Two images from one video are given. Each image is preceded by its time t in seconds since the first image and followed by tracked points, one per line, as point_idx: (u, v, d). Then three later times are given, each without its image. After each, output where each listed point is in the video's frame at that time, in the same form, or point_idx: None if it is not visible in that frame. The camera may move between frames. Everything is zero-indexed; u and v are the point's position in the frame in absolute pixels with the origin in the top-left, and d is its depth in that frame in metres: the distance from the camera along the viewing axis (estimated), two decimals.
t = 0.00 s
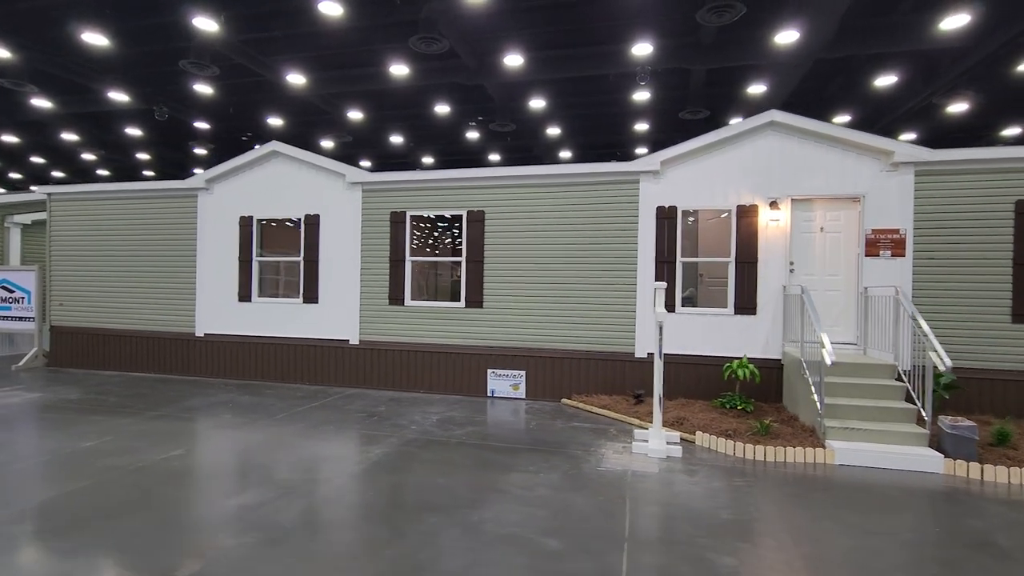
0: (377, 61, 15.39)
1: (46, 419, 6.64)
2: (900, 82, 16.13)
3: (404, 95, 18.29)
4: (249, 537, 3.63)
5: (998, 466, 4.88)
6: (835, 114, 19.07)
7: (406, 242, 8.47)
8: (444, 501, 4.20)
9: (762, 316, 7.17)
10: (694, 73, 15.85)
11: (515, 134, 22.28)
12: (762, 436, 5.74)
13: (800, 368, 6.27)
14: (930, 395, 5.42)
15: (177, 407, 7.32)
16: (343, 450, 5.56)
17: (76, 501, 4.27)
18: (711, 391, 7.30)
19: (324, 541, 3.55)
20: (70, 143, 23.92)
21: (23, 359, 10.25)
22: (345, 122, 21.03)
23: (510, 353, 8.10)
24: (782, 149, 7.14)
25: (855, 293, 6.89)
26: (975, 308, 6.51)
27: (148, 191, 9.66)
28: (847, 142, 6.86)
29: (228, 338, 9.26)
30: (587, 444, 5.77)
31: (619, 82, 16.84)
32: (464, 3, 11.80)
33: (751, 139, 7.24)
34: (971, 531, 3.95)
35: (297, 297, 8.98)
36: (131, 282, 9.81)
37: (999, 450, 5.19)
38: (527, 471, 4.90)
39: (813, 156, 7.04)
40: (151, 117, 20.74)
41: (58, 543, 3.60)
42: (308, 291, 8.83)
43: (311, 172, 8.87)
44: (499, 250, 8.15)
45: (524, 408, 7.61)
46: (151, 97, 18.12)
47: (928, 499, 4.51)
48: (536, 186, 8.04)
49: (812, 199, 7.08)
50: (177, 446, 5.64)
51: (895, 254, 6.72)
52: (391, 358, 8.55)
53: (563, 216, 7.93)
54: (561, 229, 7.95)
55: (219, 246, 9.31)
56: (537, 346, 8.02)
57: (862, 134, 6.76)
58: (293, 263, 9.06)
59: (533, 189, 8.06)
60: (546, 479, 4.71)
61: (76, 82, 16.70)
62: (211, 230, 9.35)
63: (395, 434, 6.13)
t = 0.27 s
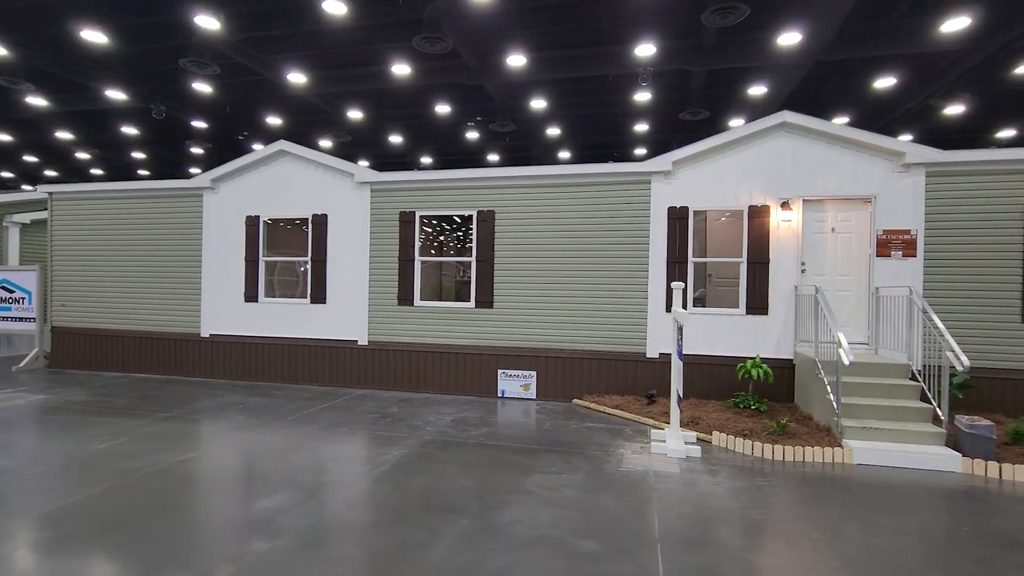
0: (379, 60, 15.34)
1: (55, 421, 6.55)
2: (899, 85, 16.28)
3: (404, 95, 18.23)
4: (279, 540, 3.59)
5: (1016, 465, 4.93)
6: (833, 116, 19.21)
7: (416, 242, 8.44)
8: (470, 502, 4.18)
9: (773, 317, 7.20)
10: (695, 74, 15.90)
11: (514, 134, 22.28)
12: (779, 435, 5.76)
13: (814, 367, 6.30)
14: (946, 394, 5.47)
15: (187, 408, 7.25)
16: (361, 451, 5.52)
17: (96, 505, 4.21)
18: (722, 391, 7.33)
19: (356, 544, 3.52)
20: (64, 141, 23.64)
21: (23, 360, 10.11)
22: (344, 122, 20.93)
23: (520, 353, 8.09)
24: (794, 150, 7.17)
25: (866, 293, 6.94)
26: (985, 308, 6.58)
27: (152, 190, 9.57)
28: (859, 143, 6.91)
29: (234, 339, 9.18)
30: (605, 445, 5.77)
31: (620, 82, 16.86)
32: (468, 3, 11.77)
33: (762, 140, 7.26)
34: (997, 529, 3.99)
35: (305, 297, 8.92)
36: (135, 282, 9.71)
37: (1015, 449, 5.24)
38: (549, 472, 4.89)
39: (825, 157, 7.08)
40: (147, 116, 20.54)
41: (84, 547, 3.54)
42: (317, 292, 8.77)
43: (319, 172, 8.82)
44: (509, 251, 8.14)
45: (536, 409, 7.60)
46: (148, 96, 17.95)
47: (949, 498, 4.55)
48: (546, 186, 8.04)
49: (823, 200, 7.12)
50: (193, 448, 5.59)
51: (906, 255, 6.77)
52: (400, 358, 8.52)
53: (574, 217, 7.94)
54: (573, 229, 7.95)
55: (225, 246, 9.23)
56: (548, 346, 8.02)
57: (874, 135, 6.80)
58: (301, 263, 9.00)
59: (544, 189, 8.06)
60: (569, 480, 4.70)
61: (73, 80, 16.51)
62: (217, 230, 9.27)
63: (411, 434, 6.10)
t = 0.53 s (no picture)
0: (380, 60, 15.27)
1: (62, 424, 6.45)
2: (897, 87, 16.42)
3: (404, 95, 18.16)
4: (309, 545, 3.54)
5: None
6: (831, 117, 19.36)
7: (425, 242, 8.40)
8: (496, 505, 4.15)
9: (785, 317, 7.22)
10: (696, 76, 15.96)
11: (513, 135, 22.28)
12: (796, 436, 5.77)
13: (828, 367, 6.33)
14: (961, 395, 5.50)
15: (196, 410, 7.17)
16: (378, 453, 5.48)
17: (115, 509, 4.13)
18: (733, 392, 7.34)
19: (387, 548, 3.48)
20: (58, 140, 23.36)
21: (23, 362, 9.96)
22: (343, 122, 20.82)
23: (530, 354, 8.07)
24: (805, 151, 7.18)
25: (877, 294, 6.97)
26: (996, 309, 6.63)
27: (156, 189, 9.46)
28: (869, 145, 6.95)
29: (239, 340, 9.09)
30: (622, 446, 5.76)
31: (621, 83, 16.90)
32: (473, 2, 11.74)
33: (774, 142, 7.28)
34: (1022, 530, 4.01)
35: (312, 298, 8.85)
36: (138, 283, 9.60)
37: None
38: (570, 475, 4.87)
39: (836, 159, 7.11)
40: (143, 114, 20.32)
41: (109, 553, 3.48)
42: (324, 292, 8.71)
43: (327, 171, 8.75)
44: (520, 252, 8.14)
45: (547, 410, 7.58)
46: (145, 94, 17.76)
47: (970, 498, 4.57)
48: (557, 187, 8.03)
49: (834, 202, 7.14)
50: (207, 451, 5.52)
51: (917, 256, 6.81)
52: (409, 359, 8.48)
53: (584, 218, 7.94)
54: (583, 231, 7.95)
55: (231, 246, 9.14)
56: (558, 347, 8.01)
57: (885, 137, 6.84)
58: (308, 264, 8.93)
59: (554, 190, 8.05)
60: (592, 482, 4.68)
61: (69, 78, 16.30)
62: (222, 230, 9.18)
63: (426, 436, 6.07)
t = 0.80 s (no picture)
0: (381, 59, 15.20)
1: (69, 426, 6.35)
2: (894, 90, 16.58)
3: (404, 94, 18.07)
4: (339, 548, 3.50)
5: None
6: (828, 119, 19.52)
7: (433, 243, 8.36)
8: (521, 507, 4.13)
9: (794, 318, 7.25)
10: (696, 78, 16.04)
11: (512, 135, 22.27)
12: (810, 437, 5.80)
13: (839, 368, 6.37)
14: (974, 395, 5.55)
15: (203, 412, 7.09)
16: (395, 454, 5.44)
17: (137, 511, 4.07)
18: (743, 393, 7.38)
19: (419, 551, 3.45)
20: (50, 139, 23.05)
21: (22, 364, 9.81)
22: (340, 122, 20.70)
23: (540, 355, 8.06)
24: (814, 153, 7.23)
25: (886, 295, 7.02)
26: (1003, 310, 6.70)
27: (159, 189, 9.36)
28: (878, 147, 7.00)
29: (244, 341, 9.02)
30: (638, 446, 5.77)
31: (621, 84, 16.93)
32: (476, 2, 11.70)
33: (783, 143, 7.31)
34: None
35: (319, 299, 8.80)
36: (140, 283, 9.49)
37: None
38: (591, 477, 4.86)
39: (844, 160, 7.15)
40: (138, 113, 20.11)
41: (133, 557, 3.42)
42: (331, 293, 8.65)
43: (333, 171, 8.69)
44: (530, 252, 8.13)
45: (557, 411, 7.58)
46: (141, 93, 17.56)
47: (988, 497, 4.61)
48: (566, 188, 8.04)
49: (843, 203, 7.19)
50: (221, 452, 5.45)
51: (926, 257, 6.87)
52: (417, 360, 8.44)
53: (594, 219, 7.95)
54: (592, 232, 7.96)
55: (235, 246, 9.06)
56: (567, 348, 8.01)
57: (894, 139, 6.89)
58: (314, 264, 8.86)
59: (564, 191, 8.05)
60: (614, 484, 4.67)
61: (64, 76, 16.08)
62: (226, 230, 9.09)
63: (440, 437, 6.04)
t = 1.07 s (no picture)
0: (381, 58, 15.12)
1: (76, 426, 6.25)
2: (890, 92, 16.76)
3: (403, 93, 17.99)
4: (368, 547, 3.47)
5: None
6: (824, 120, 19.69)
7: (441, 243, 8.34)
8: (546, 506, 4.13)
9: (803, 317, 7.30)
10: (695, 79, 16.12)
11: (510, 135, 22.27)
12: (823, 435, 5.84)
13: (849, 366, 6.42)
14: (985, 393, 5.62)
15: (211, 412, 7.02)
16: (412, 453, 5.41)
17: (157, 511, 4.00)
18: (752, 392, 7.43)
19: (450, 552, 3.41)
20: (41, 136, 22.71)
21: (20, 365, 9.66)
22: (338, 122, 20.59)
23: (548, 355, 8.07)
24: (822, 153, 7.28)
25: (893, 294, 7.09)
26: (1008, 309, 6.80)
27: (162, 187, 9.27)
28: (886, 148, 7.06)
29: (249, 341, 8.94)
30: (653, 445, 5.78)
31: (621, 84, 16.97)
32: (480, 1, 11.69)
33: (791, 144, 7.36)
34: None
35: (325, 299, 8.74)
36: (143, 283, 9.38)
37: None
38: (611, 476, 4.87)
39: (852, 161, 7.21)
40: (133, 110, 19.86)
41: (160, 558, 3.37)
42: (337, 293, 8.60)
43: (340, 170, 8.65)
44: (538, 252, 8.14)
45: (567, 411, 7.58)
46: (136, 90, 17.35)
47: (1003, 493, 4.67)
48: (575, 188, 8.05)
49: (851, 203, 7.25)
50: (236, 453, 5.40)
51: (932, 257, 6.95)
52: (425, 360, 8.41)
53: (602, 219, 7.97)
54: (601, 231, 7.98)
55: (240, 246, 8.98)
56: (576, 348, 8.02)
57: (902, 140, 6.96)
58: (320, 264, 8.80)
59: (572, 190, 8.07)
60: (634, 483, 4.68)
61: (57, 73, 15.85)
62: (231, 230, 9.01)
63: (454, 437, 6.03)
